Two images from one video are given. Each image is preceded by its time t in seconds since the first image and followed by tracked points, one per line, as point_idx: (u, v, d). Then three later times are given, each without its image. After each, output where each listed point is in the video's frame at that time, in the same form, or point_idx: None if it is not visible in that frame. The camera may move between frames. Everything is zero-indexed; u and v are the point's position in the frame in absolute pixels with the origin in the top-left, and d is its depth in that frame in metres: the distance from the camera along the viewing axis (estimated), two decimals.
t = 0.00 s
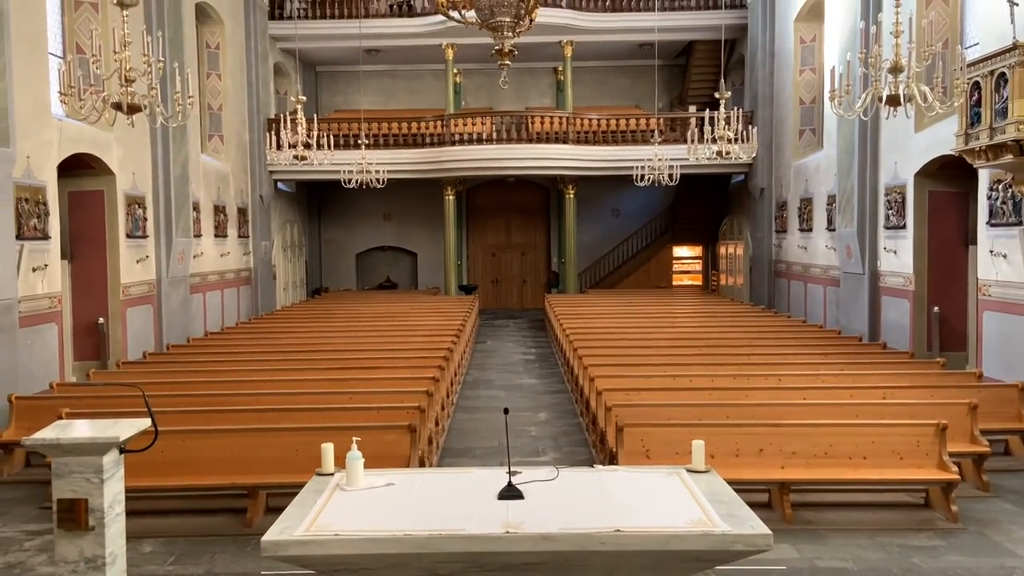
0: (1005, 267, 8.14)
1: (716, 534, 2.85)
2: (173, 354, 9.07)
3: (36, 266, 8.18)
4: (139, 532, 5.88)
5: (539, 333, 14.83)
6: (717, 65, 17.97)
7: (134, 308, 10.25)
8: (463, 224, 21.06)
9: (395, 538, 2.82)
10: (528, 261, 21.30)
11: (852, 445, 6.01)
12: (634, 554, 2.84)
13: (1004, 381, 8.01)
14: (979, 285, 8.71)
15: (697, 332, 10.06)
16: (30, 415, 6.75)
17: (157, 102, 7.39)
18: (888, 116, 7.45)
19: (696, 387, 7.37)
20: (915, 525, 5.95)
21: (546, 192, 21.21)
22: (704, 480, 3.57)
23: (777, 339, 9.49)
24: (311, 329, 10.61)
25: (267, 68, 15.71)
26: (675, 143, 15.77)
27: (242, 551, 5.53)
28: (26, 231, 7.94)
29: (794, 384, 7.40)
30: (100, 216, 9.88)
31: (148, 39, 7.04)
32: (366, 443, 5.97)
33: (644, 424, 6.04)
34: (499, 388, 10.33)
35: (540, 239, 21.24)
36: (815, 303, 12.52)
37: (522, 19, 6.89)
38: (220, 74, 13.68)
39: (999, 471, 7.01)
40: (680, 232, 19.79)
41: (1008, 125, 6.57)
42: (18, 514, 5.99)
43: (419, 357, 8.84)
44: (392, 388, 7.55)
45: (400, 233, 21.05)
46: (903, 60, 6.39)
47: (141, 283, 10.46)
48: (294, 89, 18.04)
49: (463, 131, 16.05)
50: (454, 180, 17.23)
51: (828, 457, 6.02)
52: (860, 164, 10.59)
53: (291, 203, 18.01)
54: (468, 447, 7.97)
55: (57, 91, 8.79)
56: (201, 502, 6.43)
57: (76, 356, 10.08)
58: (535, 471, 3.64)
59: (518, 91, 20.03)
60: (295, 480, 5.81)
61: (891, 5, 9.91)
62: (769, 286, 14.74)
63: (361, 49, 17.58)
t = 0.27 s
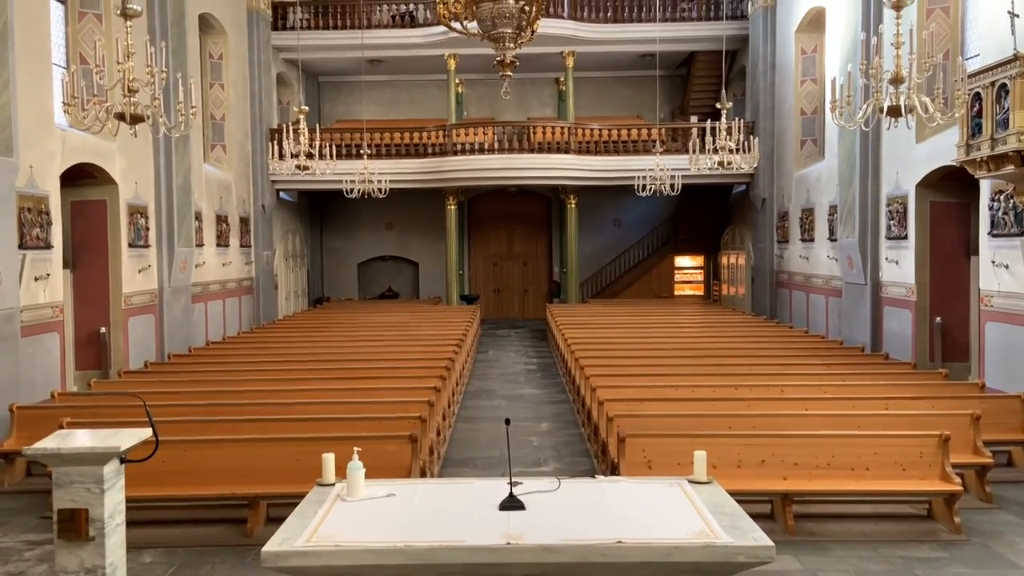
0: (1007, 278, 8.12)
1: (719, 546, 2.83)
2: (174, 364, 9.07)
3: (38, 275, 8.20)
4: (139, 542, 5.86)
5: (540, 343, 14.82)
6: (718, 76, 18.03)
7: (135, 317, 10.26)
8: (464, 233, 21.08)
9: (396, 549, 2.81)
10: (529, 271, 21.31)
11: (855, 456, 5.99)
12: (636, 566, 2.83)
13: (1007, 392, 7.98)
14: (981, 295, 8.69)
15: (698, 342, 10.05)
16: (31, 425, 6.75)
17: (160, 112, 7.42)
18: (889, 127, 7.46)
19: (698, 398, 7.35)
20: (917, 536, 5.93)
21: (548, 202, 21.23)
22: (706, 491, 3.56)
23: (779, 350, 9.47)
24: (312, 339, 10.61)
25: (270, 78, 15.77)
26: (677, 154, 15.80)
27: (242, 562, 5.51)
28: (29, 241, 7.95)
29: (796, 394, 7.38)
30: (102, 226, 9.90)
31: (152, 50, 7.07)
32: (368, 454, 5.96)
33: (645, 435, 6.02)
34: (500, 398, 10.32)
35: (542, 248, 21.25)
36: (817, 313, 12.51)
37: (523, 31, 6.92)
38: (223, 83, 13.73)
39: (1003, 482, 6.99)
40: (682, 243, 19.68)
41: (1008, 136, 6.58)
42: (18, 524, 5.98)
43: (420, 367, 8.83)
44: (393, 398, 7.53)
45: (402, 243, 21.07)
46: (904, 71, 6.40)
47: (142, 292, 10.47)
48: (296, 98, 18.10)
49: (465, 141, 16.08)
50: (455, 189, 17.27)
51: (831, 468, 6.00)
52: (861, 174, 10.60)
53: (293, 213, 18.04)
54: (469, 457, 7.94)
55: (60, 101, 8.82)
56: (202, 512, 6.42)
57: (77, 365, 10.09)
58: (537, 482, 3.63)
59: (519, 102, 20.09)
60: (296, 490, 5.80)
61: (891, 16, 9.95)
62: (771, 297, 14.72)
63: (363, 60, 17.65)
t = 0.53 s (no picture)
0: (1008, 283, 8.09)
1: (720, 551, 2.82)
2: (174, 370, 9.06)
3: (38, 282, 8.20)
4: (139, 549, 5.85)
5: (541, 349, 14.79)
6: (718, 81, 18.05)
7: (136, 323, 10.25)
8: (465, 239, 21.09)
9: (396, 556, 2.80)
10: (530, 276, 21.31)
11: (856, 461, 5.96)
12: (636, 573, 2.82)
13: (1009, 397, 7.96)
14: (983, 300, 8.66)
15: (700, 348, 10.02)
16: (31, 432, 6.74)
17: (161, 118, 7.42)
18: (890, 132, 7.45)
19: (699, 403, 7.33)
20: (919, 542, 5.90)
21: (548, 207, 21.23)
22: (707, 497, 3.55)
23: (780, 355, 9.44)
24: (312, 345, 10.59)
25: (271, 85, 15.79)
26: (677, 159, 15.81)
27: (242, 569, 5.50)
28: (29, 247, 7.96)
29: (797, 399, 7.36)
30: (102, 232, 9.92)
31: (152, 56, 7.07)
32: (367, 460, 5.94)
33: (646, 440, 6.00)
34: (501, 404, 10.30)
35: (542, 254, 21.24)
36: (818, 318, 12.48)
37: (523, 36, 6.92)
38: (224, 90, 13.76)
39: (1004, 487, 6.96)
40: (682, 248, 19.74)
41: (1009, 141, 6.57)
42: (18, 531, 5.96)
43: (421, 372, 8.81)
44: (394, 404, 7.51)
45: (403, 249, 21.08)
46: (903, 75, 6.40)
47: (143, 299, 10.46)
48: (297, 105, 18.13)
49: (466, 147, 16.10)
50: (456, 195, 17.27)
51: (832, 473, 5.97)
52: (862, 178, 10.59)
53: (293, 219, 18.05)
54: (469, 463, 7.92)
55: (61, 108, 8.83)
56: (202, 519, 6.40)
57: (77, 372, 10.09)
58: (537, 488, 3.61)
59: (520, 107, 20.11)
60: (295, 496, 5.78)
61: (890, 21, 9.96)
62: (772, 302, 14.69)
63: (363, 66, 17.69)
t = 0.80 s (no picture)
0: (1009, 283, 8.08)
1: (720, 553, 2.81)
2: (174, 374, 9.06)
3: (39, 287, 8.21)
4: (139, 554, 5.84)
5: (542, 351, 14.78)
6: (717, 83, 18.05)
7: (136, 328, 10.26)
8: (465, 242, 21.09)
9: (396, 559, 2.80)
10: (530, 279, 21.31)
11: (858, 462, 5.96)
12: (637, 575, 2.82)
13: (1010, 398, 7.95)
14: (983, 300, 8.65)
15: (700, 349, 10.02)
16: (32, 437, 6.74)
17: (160, 123, 7.44)
18: (889, 133, 7.44)
19: (699, 405, 7.32)
20: (921, 543, 5.89)
21: (548, 210, 21.24)
22: (708, 499, 3.54)
23: (781, 356, 9.43)
24: (313, 349, 10.59)
25: (270, 89, 15.81)
26: (676, 161, 15.82)
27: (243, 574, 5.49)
28: (29, 252, 7.97)
29: (798, 401, 7.34)
30: (102, 237, 9.92)
31: (151, 61, 7.08)
32: (368, 463, 5.93)
33: (647, 442, 5.99)
34: (502, 407, 10.29)
35: (542, 257, 21.24)
36: (819, 319, 12.47)
37: (522, 39, 6.94)
38: (223, 94, 13.80)
39: (1006, 488, 6.95)
40: (682, 249, 19.76)
41: (1008, 142, 6.57)
42: (19, 536, 5.96)
43: (421, 376, 8.81)
44: (395, 407, 7.50)
45: (403, 252, 21.08)
46: (902, 76, 6.39)
47: (143, 303, 10.47)
48: (296, 109, 18.14)
49: (465, 150, 16.10)
50: (455, 198, 17.28)
51: (834, 475, 5.97)
52: (861, 179, 10.59)
53: (293, 223, 18.06)
54: (470, 466, 7.92)
55: (61, 112, 8.84)
56: (203, 523, 6.40)
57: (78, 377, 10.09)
58: (537, 491, 3.61)
59: (519, 110, 20.12)
60: (296, 500, 5.78)
61: (889, 22, 9.96)
62: (772, 303, 14.67)
63: (363, 70, 17.70)
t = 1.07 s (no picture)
0: (1008, 283, 8.07)
1: (720, 555, 2.81)
2: (174, 379, 9.06)
3: (38, 292, 8.21)
4: (139, 559, 5.84)
5: (542, 354, 14.77)
6: (716, 85, 18.06)
7: (136, 333, 10.26)
8: (464, 246, 21.10)
9: (395, 563, 2.80)
10: (530, 282, 21.31)
11: (858, 463, 5.95)
12: None
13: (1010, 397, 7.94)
14: (982, 300, 8.64)
15: (700, 351, 10.01)
16: (32, 442, 6.74)
17: (159, 128, 7.44)
18: (887, 133, 7.43)
19: (699, 406, 7.31)
20: (921, 543, 5.88)
21: (548, 212, 21.25)
22: (707, 500, 3.54)
23: (780, 357, 9.43)
24: (313, 352, 10.59)
25: (269, 93, 15.83)
26: (675, 163, 15.82)
27: None
28: (29, 258, 7.98)
29: (798, 401, 7.33)
30: (102, 242, 9.94)
31: (149, 66, 7.09)
32: (367, 467, 5.93)
33: (647, 444, 5.98)
34: (502, 410, 10.29)
35: (542, 259, 21.25)
36: (818, 319, 12.47)
37: (518, 42, 6.95)
38: (223, 98, 13.86)
39: (1006, 487, 6.94)
40: (682, 251, 19.78)
41: (1006, 141, 6.57)
42: (19, 542, 5.96)
43: (421, 379, 8.81)
44: (395, 411, 7.49)
45: (403, 256, 21.09)
46: (899, 76, 6.39)
47: (143, 308, 10.48)
48: (295, 113, 18.15)
49: (464, 153, 16.10)
50: (455, 201, 17.29)
51: (834, 476, 5.95)
52: (860, 180, 10.60)
53: (293, 227, 18.07)
54: (470, 469, 7.91)
55: (59, 118, 8.86)
56: (204, 528, 6.39)
57: (78, 382, 10.10)
58: (537, 493, 3.61)
59: (518, 113, 20.14)
60: (296, 504, 5.77)
61: (885, 23, 9.97)
62: (772, 304, 14.66)
63: (361, 74, 17.72)
